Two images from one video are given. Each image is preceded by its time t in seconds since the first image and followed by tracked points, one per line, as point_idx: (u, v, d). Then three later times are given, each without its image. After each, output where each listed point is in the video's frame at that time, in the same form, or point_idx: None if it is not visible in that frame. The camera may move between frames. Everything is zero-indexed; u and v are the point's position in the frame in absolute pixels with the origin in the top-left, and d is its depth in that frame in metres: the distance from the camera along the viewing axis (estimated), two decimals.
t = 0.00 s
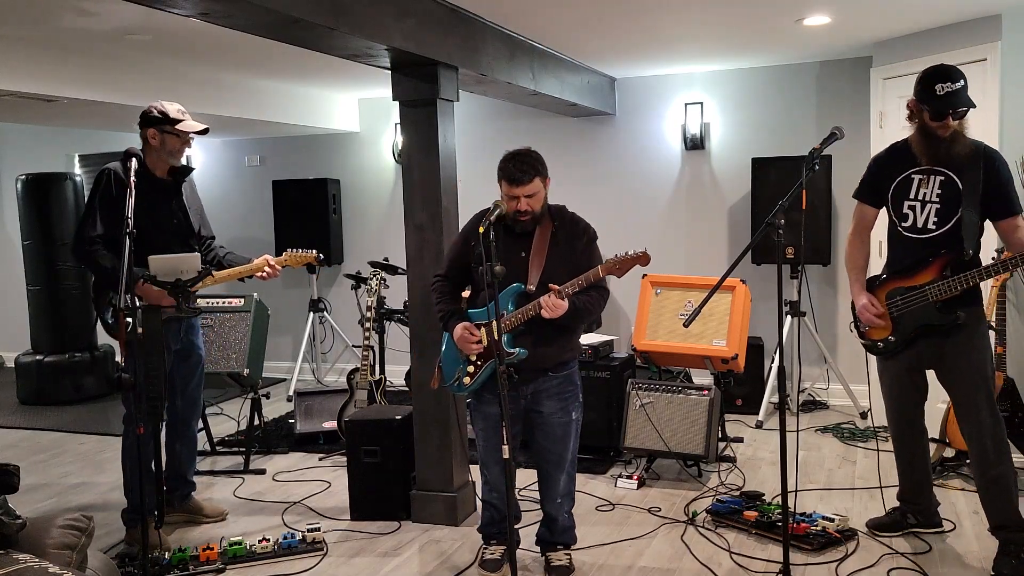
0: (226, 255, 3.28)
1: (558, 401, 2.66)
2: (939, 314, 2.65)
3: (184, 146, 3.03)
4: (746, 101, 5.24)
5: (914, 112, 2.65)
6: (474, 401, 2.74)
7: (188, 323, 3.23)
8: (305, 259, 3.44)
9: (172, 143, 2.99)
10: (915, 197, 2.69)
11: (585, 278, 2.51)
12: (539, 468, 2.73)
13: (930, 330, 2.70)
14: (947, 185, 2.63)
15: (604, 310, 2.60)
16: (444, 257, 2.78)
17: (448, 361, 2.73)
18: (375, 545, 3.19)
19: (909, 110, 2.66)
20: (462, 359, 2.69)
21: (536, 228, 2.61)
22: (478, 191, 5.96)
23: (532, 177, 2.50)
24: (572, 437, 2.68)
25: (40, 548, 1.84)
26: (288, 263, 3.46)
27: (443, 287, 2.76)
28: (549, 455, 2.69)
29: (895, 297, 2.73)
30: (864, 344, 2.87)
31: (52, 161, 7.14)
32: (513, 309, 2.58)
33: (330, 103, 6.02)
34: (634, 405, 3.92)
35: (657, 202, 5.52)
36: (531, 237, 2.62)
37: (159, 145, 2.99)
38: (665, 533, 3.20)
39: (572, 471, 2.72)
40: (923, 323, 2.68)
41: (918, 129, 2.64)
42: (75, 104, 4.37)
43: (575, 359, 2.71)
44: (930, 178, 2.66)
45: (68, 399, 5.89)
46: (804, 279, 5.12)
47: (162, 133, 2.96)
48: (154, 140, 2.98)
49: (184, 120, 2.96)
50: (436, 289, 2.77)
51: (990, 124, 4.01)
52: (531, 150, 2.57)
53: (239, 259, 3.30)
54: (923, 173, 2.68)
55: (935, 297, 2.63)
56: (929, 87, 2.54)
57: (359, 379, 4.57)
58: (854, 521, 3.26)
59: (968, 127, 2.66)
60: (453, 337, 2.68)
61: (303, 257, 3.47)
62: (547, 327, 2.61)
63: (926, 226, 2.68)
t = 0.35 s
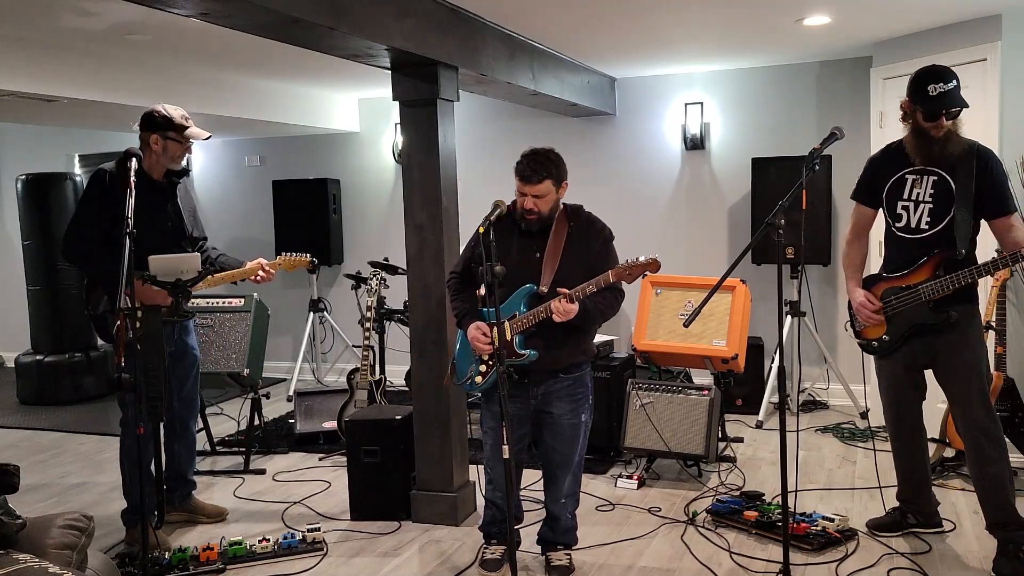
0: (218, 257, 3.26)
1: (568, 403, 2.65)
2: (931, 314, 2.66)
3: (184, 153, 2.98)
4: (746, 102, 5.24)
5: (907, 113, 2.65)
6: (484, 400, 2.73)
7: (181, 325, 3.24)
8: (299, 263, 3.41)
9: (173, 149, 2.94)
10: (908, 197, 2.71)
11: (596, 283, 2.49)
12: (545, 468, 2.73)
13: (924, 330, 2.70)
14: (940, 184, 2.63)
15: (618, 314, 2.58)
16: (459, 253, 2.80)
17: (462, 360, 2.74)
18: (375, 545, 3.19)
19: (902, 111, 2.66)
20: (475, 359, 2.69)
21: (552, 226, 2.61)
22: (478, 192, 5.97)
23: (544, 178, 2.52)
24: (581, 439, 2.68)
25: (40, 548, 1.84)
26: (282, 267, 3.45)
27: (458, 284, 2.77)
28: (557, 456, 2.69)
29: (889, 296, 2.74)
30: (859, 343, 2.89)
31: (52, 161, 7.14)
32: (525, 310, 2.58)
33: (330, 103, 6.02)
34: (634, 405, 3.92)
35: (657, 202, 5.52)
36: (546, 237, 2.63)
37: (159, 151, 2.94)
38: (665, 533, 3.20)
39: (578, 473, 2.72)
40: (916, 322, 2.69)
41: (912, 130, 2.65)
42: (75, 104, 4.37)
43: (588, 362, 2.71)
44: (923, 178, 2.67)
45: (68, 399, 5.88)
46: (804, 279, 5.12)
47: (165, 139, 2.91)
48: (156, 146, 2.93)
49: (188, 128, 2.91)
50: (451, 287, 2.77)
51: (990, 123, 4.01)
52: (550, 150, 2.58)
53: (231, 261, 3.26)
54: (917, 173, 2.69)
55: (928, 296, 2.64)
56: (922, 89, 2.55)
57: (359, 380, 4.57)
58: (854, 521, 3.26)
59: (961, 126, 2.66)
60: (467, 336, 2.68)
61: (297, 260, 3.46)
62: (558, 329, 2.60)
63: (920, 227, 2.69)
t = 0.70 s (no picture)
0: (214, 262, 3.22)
1: (568, 403, 2.65)
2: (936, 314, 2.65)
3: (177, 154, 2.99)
4: (746, 102, 5.24)
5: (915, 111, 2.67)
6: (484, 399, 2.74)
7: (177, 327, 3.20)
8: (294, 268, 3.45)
9: (166, 150, 2.95)
10: (918, 195, 2.71)
11: (597, 281, 2.47)
12: (546, 467, 2.73)
13: (931, 330, 2.70)
14: (949, 181, 2.63)
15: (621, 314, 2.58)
16: (462, 252, 2.81)
17: (465, 358, 2.75)
18: (375, 545, 3.19)
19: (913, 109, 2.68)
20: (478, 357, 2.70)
21: (554, 225, 2.62)
22: (478, 191, 5.97)
23: (546, 176, 2.51)
24: (581, 439, 2.68)
25: (40, 548, 1.84)
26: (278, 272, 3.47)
27: (462, 283, 2.78)
28: (557, 456, 2.68)
29: (898, 296, 2.74)
30: (871, 344, 2.88)
31: (52, 161, 7.14)
32: (528, 309, 2.58)
33: (330, 103, 6.02)
34: (634, 405, 3.92)
35: (657, 202, 5.52)
36: (549, 236, 2.63)
37: (153, 152, 2.95)
38: (665, 533, 3.20)
39: (579, 474, 2.72)
40: (922, 322, 2.69)
41: (919, 128, 2.67)
42: (75, 104, 4.37)
43: (590, 363, 2.71)
44: (932, 175, 2.67)
45: (68, 399, 5.88)
46: (804, 279, 5.12)
47: (158, 141, 2.92)
48: (150, 147, 2.94)
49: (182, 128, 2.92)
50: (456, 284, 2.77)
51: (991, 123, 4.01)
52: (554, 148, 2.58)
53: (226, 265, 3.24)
54: (926, 170, 2.69)
55: (934, 295, 2.64)
56: (923, 87, 2.57)
57: (359, 380, 4.57)
58: (854, 521, 3.26)
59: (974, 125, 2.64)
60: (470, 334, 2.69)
61: (292, 266, 3.48)
62: (560, 329, 2.60)
63: (928, 225, 2.69)
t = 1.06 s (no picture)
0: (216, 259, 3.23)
1: (563, 403, 2.65)
2: (961, 316, 2.64)
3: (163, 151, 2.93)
4: (746, 102, 5.24)
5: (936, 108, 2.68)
6: (478, 400, 2.73)
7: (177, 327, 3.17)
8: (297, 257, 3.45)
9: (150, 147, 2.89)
10: (941, 194, 2.71)
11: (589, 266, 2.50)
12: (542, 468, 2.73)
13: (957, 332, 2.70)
14: (972, 180, 2.63)
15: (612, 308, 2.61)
16: (455, 257, 2.80)
17: (458, 360, 2.75)
18: (375, 545, 3.19)
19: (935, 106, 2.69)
20: (471, 356, 2.70)
21: (544, 224, 2.61)
22: (477, 191, 5.97)
23: (529, 170, 2.53)
24: (575, 439, 2.68)
25: (40, 548, 1.84)
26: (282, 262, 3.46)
27: (452, 285, 2.76)
28: (553, 457, 2.68)
29: (924, 296, 2.73)
30: (897, 345, 2.87)
31: (52, 161, 7.14)
32: (520, 303, 2.56)
33: (330, 103, 6.02)
34: (634, 405, 3.92)
35: (657, 202, 5.52)
36: (538, 234, 2.63)
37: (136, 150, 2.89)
38: (665, 533, 3.20)
39: (577, 475, 2.72)
40: (946, 324, 2.68)
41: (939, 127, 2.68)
42: (75, 104, 4.37)
43: (583, 362, 2.71)
44: (956, 174, 2.67)
45: (68, 399, 5.88)
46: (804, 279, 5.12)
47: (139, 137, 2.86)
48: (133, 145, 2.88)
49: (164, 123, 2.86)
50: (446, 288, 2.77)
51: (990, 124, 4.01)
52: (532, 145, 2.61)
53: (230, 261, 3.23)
54: (950, 169, 2.69)
55: (958, 297, 2.63)
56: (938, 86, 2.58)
57: (359, 379, 4.57)
58: (854, 521, 3.26)
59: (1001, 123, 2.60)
60: (461, 333, 2.67)
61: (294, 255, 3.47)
62: (552, 324, 2.60)
63: (951, 224, 2.70)
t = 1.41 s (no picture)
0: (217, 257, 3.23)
1: (557, 401, 2.65)
2: (974, 319, 2.65)
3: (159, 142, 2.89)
4: (746, 102, 5.24)
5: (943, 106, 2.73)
6: (473, 401, 2.73)
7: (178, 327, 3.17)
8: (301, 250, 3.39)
9: (144, 139, 2.85)
10: (955, 193, 2.70)
11: (586, 261, 2.51)
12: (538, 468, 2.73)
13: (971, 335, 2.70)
14: (986, 180, 2.61)
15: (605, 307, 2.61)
16: (446, 259, 2.78)
17: (448, 359, 2.72)
18: (375, 545, 3.20)
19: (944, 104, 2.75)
20: (463, 355, 2.68)
21: (535, 225, 2.62)
22: (477, 191, 5.97)
23: (517, 169, 2.53)
24: (570, 437, 2.68)
25: (40, 548, 1.84)
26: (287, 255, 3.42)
27: (443, 287, 2.75)
28: (549, 456, 2.68)
29: (938, 297, 2.76)
30: (909, 345, 2.89)
31: (52, 161, 7.14)
32: (514, 301, 2.56)
33: (330, 103, 6.02)
34: (634, 405, 3.92)
35: (657, 201, 5.52)
36: (530, 234, 2.63)
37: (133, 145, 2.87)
38: (665, 533, 3.20)
39: (573, 473, 2.71)
40: (959, 326, 2.68)
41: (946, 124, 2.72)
42: (75, 104, 4.37)
43: (575, 359, 2.71)
44: (970, 172, 2.66)
45: (68, 399, 5.88)
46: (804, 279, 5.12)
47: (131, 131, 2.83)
48: (128, 140, 2.86)
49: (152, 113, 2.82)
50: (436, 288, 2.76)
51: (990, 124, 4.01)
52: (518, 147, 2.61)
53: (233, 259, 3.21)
54: (964, 167, 2.67)
55: (972, 300, 2.64)
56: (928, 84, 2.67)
57: (359, 379, 4.57)
58: (854, 521, 3.26)
59: (992, 128, 2.59)
60: (454, 332, 2.67)
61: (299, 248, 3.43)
62: (546, 321, 2.59)
63: (965, 224, 2.69)
